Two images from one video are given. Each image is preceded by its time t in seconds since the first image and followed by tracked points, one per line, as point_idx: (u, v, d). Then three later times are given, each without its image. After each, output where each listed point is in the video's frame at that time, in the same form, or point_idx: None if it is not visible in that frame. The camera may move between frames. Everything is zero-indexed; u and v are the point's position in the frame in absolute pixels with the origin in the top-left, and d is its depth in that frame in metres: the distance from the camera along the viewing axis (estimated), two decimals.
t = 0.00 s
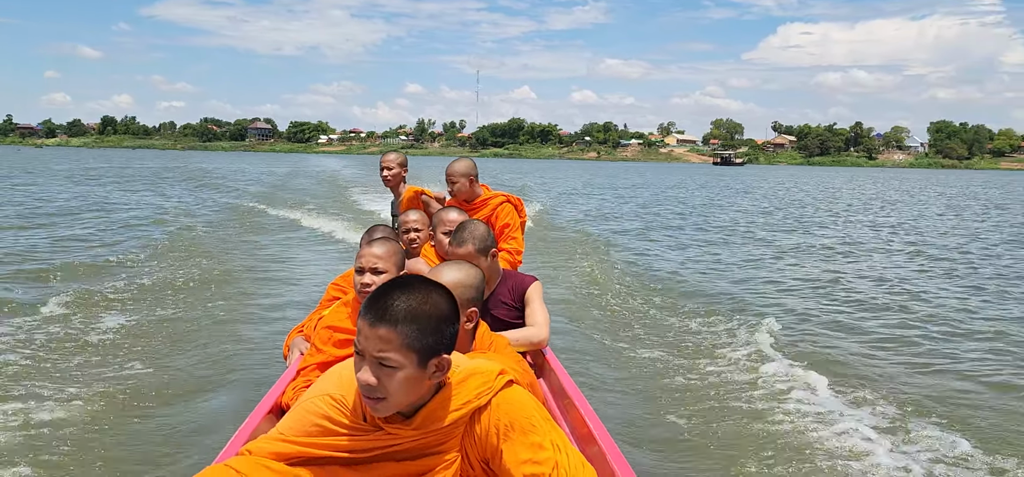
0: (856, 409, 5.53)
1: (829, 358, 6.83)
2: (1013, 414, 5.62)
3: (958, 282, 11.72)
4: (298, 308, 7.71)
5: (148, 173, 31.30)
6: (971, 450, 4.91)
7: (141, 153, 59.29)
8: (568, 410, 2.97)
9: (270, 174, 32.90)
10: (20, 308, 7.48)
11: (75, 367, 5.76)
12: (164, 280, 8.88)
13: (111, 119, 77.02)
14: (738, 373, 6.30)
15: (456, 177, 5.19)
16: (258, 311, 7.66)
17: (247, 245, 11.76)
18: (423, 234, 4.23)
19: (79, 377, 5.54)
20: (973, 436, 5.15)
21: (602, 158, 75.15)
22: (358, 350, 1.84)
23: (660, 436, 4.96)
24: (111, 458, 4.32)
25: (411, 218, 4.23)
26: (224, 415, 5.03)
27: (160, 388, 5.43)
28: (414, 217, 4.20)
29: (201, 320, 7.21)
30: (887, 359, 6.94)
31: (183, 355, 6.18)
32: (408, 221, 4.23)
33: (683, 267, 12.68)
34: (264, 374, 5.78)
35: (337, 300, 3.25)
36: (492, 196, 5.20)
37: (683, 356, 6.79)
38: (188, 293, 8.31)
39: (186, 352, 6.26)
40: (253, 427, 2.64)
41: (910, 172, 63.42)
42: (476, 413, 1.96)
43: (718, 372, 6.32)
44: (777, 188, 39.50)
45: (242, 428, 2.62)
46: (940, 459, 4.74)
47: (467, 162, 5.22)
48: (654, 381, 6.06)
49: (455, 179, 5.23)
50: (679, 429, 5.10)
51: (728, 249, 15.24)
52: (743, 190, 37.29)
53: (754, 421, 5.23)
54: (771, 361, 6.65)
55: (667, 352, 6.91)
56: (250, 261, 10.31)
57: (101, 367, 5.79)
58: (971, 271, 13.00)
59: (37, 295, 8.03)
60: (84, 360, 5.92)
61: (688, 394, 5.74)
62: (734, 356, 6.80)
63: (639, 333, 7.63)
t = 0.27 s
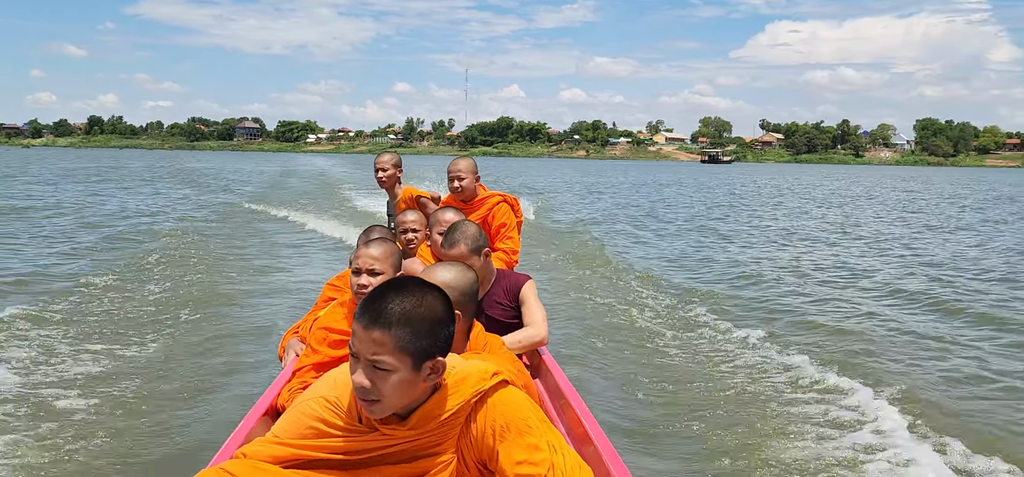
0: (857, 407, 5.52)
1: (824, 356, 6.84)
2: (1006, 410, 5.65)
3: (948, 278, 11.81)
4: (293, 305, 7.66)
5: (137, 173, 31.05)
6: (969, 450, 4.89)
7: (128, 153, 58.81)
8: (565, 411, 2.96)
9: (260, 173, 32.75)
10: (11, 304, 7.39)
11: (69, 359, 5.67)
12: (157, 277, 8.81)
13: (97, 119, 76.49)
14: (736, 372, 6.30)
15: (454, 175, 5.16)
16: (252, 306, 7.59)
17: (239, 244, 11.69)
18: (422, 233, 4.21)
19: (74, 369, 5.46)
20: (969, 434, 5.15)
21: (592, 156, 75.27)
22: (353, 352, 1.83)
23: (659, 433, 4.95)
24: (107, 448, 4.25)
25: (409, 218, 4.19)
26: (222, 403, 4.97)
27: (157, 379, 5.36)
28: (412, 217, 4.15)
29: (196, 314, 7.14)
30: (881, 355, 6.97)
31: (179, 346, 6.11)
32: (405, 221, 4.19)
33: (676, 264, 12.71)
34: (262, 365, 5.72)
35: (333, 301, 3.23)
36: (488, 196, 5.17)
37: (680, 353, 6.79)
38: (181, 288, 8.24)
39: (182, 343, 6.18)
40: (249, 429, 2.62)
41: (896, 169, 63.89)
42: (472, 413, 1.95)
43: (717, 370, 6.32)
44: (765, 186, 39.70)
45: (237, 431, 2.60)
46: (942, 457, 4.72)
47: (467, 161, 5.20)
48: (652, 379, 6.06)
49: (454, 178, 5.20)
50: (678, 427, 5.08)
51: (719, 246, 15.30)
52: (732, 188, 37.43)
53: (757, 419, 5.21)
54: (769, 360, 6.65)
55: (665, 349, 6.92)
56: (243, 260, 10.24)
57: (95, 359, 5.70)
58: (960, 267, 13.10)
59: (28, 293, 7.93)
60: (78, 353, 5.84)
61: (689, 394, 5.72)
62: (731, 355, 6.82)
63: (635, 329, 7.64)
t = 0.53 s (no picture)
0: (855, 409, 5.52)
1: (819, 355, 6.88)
2: (997, 407, 5.69)
3: (937, 276, 11.90)
4: (287, 306, 7.61)
5: (125, 174, 30.86)
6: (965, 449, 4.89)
7: (114, 154, 58.38)
8: (563, 409, 2.97)
9: (249, 173, 32.62)
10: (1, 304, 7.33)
11: (63, 361, 5.60)
12: (148, 279, 8.73)
13: (83, 119, 75.91)
14: (731, 371, 6.31)
15: (454, 172, 5.19)
16: (245, 306, 7.56)
17: (230, 245, 11.60)
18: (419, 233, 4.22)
19: (67, 372, 5.39)
20: (961, 430, 5.18)
21: (580, 156, 75.40)
22: (346, 351, 1.81)
23: (657, 432, 4.96)
24: (103, 450, 4.20)
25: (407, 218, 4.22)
26: (218, 404, 4.92)
27: (153, 381, 5.29)
28: (410, 217, 4.17)
29: (190, 315, 7.08)
30: (873, 352, 7.00)
31: (174, 347, 6.04)
32: (403, 221, 4.21)
33: (668, 263, 12.74)
34: (259, 366, 5.67)
35: (329, 302, 3.22)
36: (485, 194, 5.17)
37: (676, 352, 6.82)
38: (174, 289, 8.17)
39: (176, 345, 6.12)
40: (244, 431, 2.60)
41: (881, 168, 64.38)
42: (469, 411, 1.93)
43: (713, 369, 6.35)
44: (754, 185, 39.90)
45: (233, 432, 2.59)
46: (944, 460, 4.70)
47: (468, 159, 5.22)
48: (649, 378, 6.07)
49: (454, 175, 5.22)
50: (676, 426, 5.08)
51: (710, 245, 15.35)
52: (721, 187, 37.54)
53: (758, 421, 5.18)
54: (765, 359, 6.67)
55: (662, 348, 6.93)
56: (234, 261, 10.17)
57: (90, 361, 5.63)
58: (947, 265, 13.20)
59: (17, 294, 7.87)
60: (71, 355, 5.76)
61: (688, 394, 5.69)
62: (728, 354, 6.84)
63: (631, 327, 7.65)
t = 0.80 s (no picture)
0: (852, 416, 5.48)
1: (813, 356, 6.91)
2: (988, 408, 5.73)
3: (925, 276, 11.99)
4: (282, 310, 7.58)
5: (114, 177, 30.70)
6: (957, 454, 4.90)
7: (102, 158, 58.05)
8: (559, 414, 2.97)
9: (239, 176, 32.51)
10: None
11: (59, 366, 5.55)
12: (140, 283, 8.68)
13: (70, 123, 75.42)
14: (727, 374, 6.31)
15: (451, 177, 5.12)
16: (239, 309, 7.53)
17: (221, 248, 11.54)
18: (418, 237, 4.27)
19: (64, 377, 5.34)
20: (953, 434, 5.20)
21: (569, 158, 75.54)
22: (340, 357, 1.78)
23: (654, 436, 4.97)
24: (98, 454, 4.17)
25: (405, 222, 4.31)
26: (213, 408, 4.91)
27: (152, 386, 5.26)
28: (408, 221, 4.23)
29: (186, 318, 7.05)
30: (865, 353, 7.06)
31: (170, 351, 6.01)
32: (403, 225, 4.30)
33: (661, 264, 12.78)
34: (255, 370, 5.65)
35: (326, 307, 3.23)
36: (481, 198, 5.18)
37: (670, 353, 6.86)
38: (168, 293, 8.14)
39: (173, 348, 6.09)
40: (241, 436, 2.60)
41: (867, 169, 64.83)
42: (462, 417, 1.89)
43: (707, 370, 6.39)
44: (743, 186, 40.11)
45: (229, 437, 2.58)
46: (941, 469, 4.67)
47: (465, 162, 5.18)
48: (647, 380, 6.08)
49: (451, 180, 5.16)
50: (672, 431, 5.08)
51: (701, 246, 15.41)
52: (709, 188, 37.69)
53: (755, 430, 5.10)
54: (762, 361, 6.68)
55: (659, 350, 6.97)
56: (226, 264, 10.12)
57: (85, 366, 5.59)
58: (934, 264, 13.32)
59: (8, 298, 7.82)
60: (67, 360, 5.72)
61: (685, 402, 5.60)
62: (724, 355, 6.87)
63: (625, 329, 7.68)
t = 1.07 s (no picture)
0: (853, 419, 5.45)
1: (812, 359, 6.94)
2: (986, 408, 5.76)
3: (918, 279, 12.07)
4: (280, 315, 7.56)
5: (106, 183, 30.55)
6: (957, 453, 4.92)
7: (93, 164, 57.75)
8: (561, 421, 2.96)
9: (232, 181, 32.42)
10: None
11: (62, 380, 5.52)
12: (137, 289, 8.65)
13: (61, 128, 75.07)
14: (728, 378, 6.29)
15: (453, 181, 5.16)
16: (237, 316, 7.50)
17: (218, 253, 11.51)
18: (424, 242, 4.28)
19: (68, 389, 5.31)
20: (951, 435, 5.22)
21: (561, 162, 75.65)
22: (340, 363, 1.75)
23: (655, 439, 4.97)
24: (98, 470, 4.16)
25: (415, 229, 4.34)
26: (216, 420, 4.90)
27: (155, 400, 5.24)
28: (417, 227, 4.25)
29: (187, 327, 7.03)
30: (863, 356, 7.08)
31: (172, 364, 5.99)
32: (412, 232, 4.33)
33: (656, 268, 12.82)
34: (256, 378, 5.64)
35: (328, 312, 3.21)
36: (484, 204, 5.17)
37: (670, 358, 6.87)
38: (167, 301, 8.11)
39: (176, 360, 6.07)
40: (243, 441, 2.59)
41: (856, 173, 65.19)
42: (462, 424, 1.88)
43: (708, 375, 6.39)
44: (734, 190, 40.27)
45: (231, 443, 2.56)
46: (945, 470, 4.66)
47: (467, 167, 5.20)
48: (647, 384, 6.10)
49: (453, 184, 5.20)
50: (675, 435, 5.07)
51: (695, 250, 15.47)
52: (701, 192, 37.82)
53: (758, 437, 5.06)
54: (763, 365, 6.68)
55: (660, 354, 6.99)
56: (223, 269, 10.10)
57: (88, 378, 5.57)
58: (928, 268, 13.39)
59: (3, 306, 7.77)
60: (69, 372, 5.69)
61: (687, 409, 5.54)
62: (725, 359, 6.89)
63: (625, 334, 7.69)
